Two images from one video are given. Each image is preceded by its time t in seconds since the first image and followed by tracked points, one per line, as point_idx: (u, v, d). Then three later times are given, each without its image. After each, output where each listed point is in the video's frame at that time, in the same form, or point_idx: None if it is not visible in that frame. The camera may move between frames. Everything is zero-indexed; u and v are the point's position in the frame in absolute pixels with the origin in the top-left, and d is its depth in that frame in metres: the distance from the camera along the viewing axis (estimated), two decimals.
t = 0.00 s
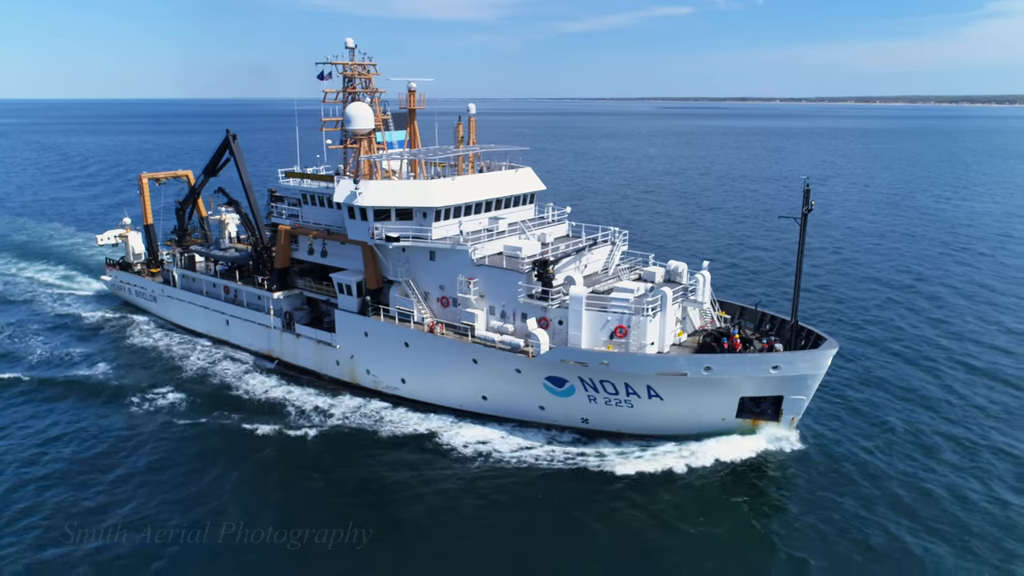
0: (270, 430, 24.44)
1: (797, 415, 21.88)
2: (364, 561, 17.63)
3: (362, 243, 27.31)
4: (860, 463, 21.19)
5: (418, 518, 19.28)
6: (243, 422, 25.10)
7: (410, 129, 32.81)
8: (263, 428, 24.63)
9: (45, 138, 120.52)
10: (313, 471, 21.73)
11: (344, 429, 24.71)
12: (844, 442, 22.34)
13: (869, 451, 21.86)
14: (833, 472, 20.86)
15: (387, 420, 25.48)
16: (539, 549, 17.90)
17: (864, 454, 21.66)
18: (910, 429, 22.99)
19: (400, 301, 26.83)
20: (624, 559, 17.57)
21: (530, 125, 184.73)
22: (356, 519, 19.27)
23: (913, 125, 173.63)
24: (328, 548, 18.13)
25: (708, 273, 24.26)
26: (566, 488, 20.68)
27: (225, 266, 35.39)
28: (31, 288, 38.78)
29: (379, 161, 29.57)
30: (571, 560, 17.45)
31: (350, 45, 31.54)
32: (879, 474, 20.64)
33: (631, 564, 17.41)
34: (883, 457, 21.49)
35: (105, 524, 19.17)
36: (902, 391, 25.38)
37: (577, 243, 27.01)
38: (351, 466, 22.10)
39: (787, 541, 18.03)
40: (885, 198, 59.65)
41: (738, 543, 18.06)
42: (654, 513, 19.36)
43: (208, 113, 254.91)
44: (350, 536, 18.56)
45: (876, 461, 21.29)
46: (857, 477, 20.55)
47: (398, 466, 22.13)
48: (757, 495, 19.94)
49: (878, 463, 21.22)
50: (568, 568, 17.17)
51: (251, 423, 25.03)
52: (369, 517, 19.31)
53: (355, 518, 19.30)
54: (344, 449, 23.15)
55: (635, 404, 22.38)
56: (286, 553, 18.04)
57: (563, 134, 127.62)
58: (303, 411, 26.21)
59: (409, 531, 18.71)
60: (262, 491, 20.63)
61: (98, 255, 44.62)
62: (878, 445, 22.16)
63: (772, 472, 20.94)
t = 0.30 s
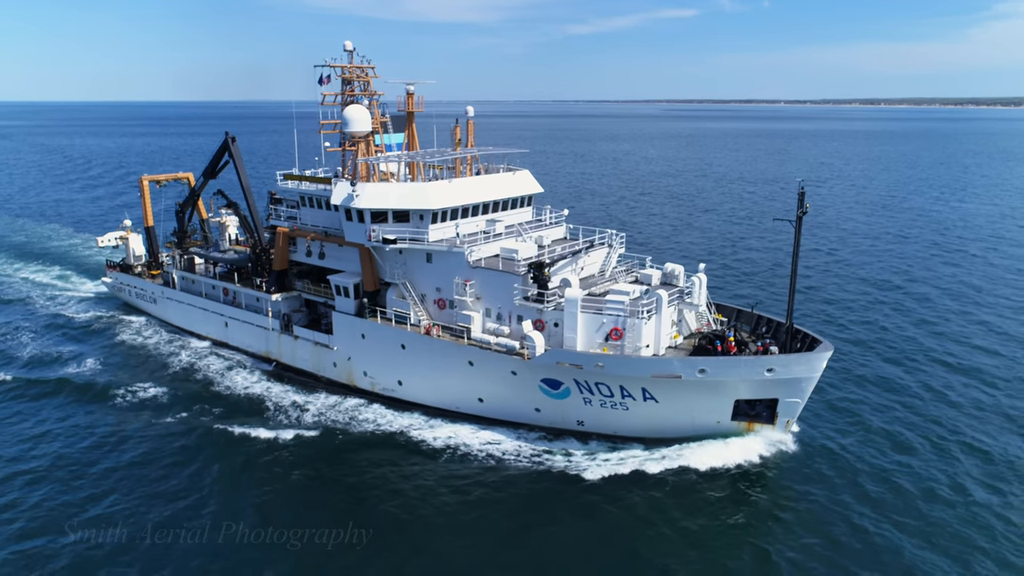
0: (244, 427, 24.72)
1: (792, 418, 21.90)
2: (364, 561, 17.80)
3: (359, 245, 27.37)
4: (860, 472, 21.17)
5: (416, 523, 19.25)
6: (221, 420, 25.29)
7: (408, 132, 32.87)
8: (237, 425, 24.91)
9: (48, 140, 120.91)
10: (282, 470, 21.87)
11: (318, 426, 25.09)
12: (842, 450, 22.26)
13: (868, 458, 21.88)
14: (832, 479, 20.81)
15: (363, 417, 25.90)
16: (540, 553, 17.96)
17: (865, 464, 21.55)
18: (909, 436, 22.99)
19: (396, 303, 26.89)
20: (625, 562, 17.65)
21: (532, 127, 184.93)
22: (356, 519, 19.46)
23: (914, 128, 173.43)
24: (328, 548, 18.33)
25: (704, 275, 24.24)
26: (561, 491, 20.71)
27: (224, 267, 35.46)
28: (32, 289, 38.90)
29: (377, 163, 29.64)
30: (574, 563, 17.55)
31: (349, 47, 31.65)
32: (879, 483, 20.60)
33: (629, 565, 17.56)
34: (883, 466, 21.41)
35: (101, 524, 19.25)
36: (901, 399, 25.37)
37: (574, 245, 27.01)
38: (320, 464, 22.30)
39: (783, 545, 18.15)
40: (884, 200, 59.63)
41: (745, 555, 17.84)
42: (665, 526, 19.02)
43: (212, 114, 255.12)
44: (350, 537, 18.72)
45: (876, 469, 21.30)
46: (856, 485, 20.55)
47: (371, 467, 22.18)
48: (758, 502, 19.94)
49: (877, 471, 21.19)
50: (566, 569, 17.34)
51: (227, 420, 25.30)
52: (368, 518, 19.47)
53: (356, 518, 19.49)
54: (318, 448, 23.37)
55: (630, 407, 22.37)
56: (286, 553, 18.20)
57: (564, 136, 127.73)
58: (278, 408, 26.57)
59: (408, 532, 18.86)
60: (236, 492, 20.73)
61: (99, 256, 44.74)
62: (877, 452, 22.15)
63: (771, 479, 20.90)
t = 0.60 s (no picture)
0: (218, 427, 24.95)
1: (790, 422, 21.84)
2: (363, 561, 17.86)
3: (358, 248, 27.45)
4: (858, 475, 21.08)
5: (415, 524, 19.30)
6: (202, 421, 25.49)
7: (408, 136, 32.97)
8: (214, 426, 25.13)
9: (54, 143, 121.77)
10: (258, 469, 22.14)
11: (295, 421, 25.64)
12: (841, 454, 22.19)
13: (868, 461, 21.78)
14: (831, 482, 20.75)
15: (342, 415, 26.27)
16: (538, 555, 17.98)
17: (865, 467, 21.46)
18: (911, 440, 22.87)
19: (395, 305, 26.94)
20: (624, 564, 17.68)
21: (534, 130, 185.14)
22: (356, 519, 19.54)
23: (916, 131, 173.09)
24: (329, 548, 18.39)
25: (702, 279, 24.23)
26: (558, 494, 20.68)
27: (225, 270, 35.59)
28: (35, 292, 39.09)
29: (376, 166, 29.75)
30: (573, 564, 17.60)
31: (349, 51, 31.81)
32: (878, 486, 20.52)
33: (628, 567, 17.58)
34: (882, 470, 21.33)
35: (98, 526, 19.29)
36: (901, 402, 25.25)
37: (573, 248, 27.03)
38: (295, 461, 22.61)
39: (780, 547, 18.15)
40: (885, 204, 59.50)
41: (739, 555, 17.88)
42: (662, 528, 19.02)
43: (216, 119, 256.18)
44: (350, 537, 18.77)
45: (875, 472, 21.20)
46: (856, 488, 20.48)
47: (346, 466, 22.39)
48: (755, 505, 19.90)
49: (876, 475, 21.08)
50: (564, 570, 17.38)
51: (206, 421, 25.54)
52: (368, 518, 19.54)
53: (355, 518, 19.57)
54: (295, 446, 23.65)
55: (627, 410, 22.35)
56: (286, 552, 18.27)
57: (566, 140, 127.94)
58: (257, 406, 26.94)
59: (407, 533, 18.92)
60: (217, 491, 20.91)
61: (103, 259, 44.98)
62: (877, 456, 22.05)
63: (767, 481, 20.90)
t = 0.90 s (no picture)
0: (208, 428, 25.18)
1: (790, 426, 21.79)
2: (364, 561, 17.95)
3: (360, 251, 27.57)
4: (860, 480, 20.99)
5: (415, 525, 19.39)
6: (189, 420, 25.85)
7: (412, 139, 33.10)
8: (198, 424, 25.55)
9: (63, 146, 122.96)
10: (237, 465, 22.55)
11: (277, 417, 26.22)
12: (843, 459, 22.10)
13: (869, 467, 21.68)
14: (832, 487, 20.69)
15: (323, 413, 26.78)
16: (538, 557, 18.01)
17: (867, 472, 21.37)
18: (913, 445, 22.76)
19: (397, 308, 27.03)
20: (623, 565, 17.71)
21: (539, 133, 185.35)
22: (356, 519, 19.66)
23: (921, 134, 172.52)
24: (328, 548, 18.48)
25: (704, 282, 24.19)
26: (558, 497, 20.69)
27: (230, 272, 35.78)
28: (43, 294, 39.36)
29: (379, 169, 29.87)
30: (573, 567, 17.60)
31: (353, 55, 32.01)
32: (880, 491, 20.44)
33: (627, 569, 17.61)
34: (884, 475, 21.22)
35: (100, 528, 19.39)
36: (904, 407, 25.12)
37: (575, 252, 27.05)
38: (274, 458, 23.02)
39: (781, 552, 18.09)
40: (890, 207, 59.29)
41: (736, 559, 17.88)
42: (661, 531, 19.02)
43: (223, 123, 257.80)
44: (350, 537, 18.88)
45: (877, 477, 21.10)
46: (858, 493, 20.40)
47: (326, 463, 22.75)
48: (758, 509, 19.85)
49: (878, 479, 20.99)
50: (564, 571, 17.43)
51: (191, 419, 25.95)
52: (369, 519, 19.64)
53: (356, 518, 19.69)
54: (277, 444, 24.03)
55: (628, 414, 22.34)
56: (286, 552, 18.38)
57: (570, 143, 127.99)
58: (241, 403, 27.44)
59: (410, 533, 19.04)
60: (206, 491, 21.12)
61: (109, 261, 45.27)
62: (879, 461, 21.95)
63: (768, 486, 20.82)
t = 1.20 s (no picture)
0: (206, 428, 25.34)
1: (793, 431, 21.73)
2: (364, 561, 18.05)
3: (364, 254, 27.68)
4: (867, 486, 20.91)
5: (415, 527, 19.45)
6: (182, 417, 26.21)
7: (417, 143, 33.19)
8: (189, 421, 25.92)
9: (72, 149, 123.90)
10: (225, 462, 22.88)
11: (262, 413, 26.79)
12: (847, 464, 22.02)
13: (877, 473, 21.55)
14: (838, 493, 20.59)
15: (307, 411, 27.36)
16: (538, 558, 18.10)
17: (873, 477, 21.28)
18: (917, 451, 22.65)
19: (401, 311, 27.12)
20: (620, 565, 17.86)
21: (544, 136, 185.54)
22: (356, 519, 19.77)
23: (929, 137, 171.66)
24: (328, 548, 18.58)
25: (707, 286, 24.13)
26: (559, 501, 20.68)
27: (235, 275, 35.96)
28: (51, 295, 39.64)
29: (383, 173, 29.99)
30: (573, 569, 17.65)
31: (359, 60, 32.19)
32: (887, 497, 20.35)
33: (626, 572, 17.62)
34: (892, 481, 21.11)
35: (103, 527, 19.43)
36: (910, 412, 24.99)
37: (578, 255, 27.05)
38: (259, 455, 23.35)
39: (782, 557, 18.07)
40: (897, 211, 59.03)
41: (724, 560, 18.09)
42: (659, 534, 19.07)
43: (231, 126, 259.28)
44: (350, 537, 18.98)
45: (885, 483, 21.02)
46: (863, 498, 20.33)
47: (312, 460, 23.02)
48: (765, 515, 19.77)
49: (885, 485, 20.90)
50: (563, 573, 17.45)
51: (181, 416, 26.28)
52: (370, 519, 19.74)
53: (356, 518, 19.80)
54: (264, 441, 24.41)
55: (630, 417, 22.31)
56: (287, 552, 18.48)
57: (575, 146, 128.01)
58: (231, 401, 27.89)
59: (411, 534, 19.15)
60: (200, 489, 21.28)
61: (117, 263, 45.57)
62: (887, 467, 21.83)
63: (774, 492, 20.69)
